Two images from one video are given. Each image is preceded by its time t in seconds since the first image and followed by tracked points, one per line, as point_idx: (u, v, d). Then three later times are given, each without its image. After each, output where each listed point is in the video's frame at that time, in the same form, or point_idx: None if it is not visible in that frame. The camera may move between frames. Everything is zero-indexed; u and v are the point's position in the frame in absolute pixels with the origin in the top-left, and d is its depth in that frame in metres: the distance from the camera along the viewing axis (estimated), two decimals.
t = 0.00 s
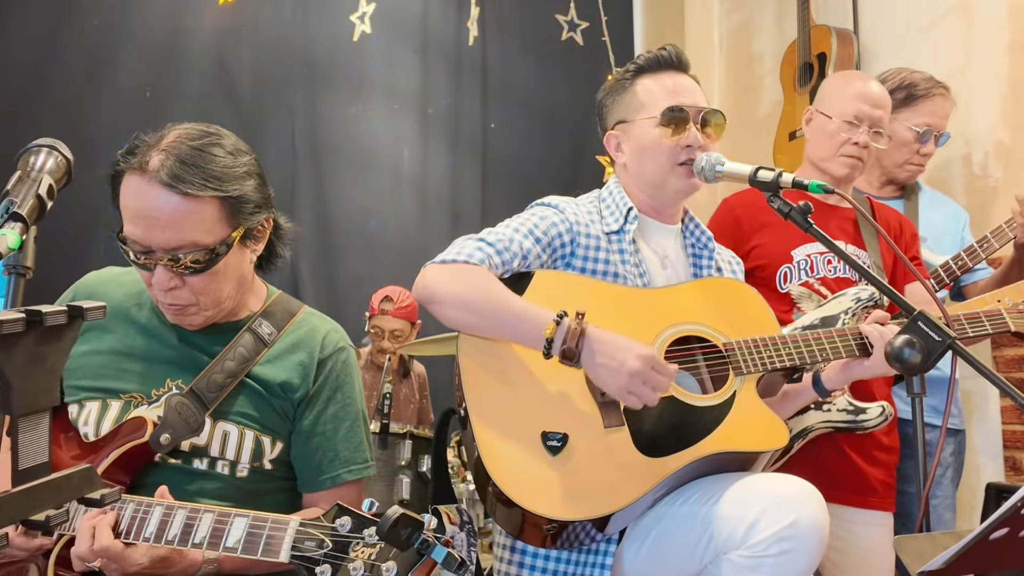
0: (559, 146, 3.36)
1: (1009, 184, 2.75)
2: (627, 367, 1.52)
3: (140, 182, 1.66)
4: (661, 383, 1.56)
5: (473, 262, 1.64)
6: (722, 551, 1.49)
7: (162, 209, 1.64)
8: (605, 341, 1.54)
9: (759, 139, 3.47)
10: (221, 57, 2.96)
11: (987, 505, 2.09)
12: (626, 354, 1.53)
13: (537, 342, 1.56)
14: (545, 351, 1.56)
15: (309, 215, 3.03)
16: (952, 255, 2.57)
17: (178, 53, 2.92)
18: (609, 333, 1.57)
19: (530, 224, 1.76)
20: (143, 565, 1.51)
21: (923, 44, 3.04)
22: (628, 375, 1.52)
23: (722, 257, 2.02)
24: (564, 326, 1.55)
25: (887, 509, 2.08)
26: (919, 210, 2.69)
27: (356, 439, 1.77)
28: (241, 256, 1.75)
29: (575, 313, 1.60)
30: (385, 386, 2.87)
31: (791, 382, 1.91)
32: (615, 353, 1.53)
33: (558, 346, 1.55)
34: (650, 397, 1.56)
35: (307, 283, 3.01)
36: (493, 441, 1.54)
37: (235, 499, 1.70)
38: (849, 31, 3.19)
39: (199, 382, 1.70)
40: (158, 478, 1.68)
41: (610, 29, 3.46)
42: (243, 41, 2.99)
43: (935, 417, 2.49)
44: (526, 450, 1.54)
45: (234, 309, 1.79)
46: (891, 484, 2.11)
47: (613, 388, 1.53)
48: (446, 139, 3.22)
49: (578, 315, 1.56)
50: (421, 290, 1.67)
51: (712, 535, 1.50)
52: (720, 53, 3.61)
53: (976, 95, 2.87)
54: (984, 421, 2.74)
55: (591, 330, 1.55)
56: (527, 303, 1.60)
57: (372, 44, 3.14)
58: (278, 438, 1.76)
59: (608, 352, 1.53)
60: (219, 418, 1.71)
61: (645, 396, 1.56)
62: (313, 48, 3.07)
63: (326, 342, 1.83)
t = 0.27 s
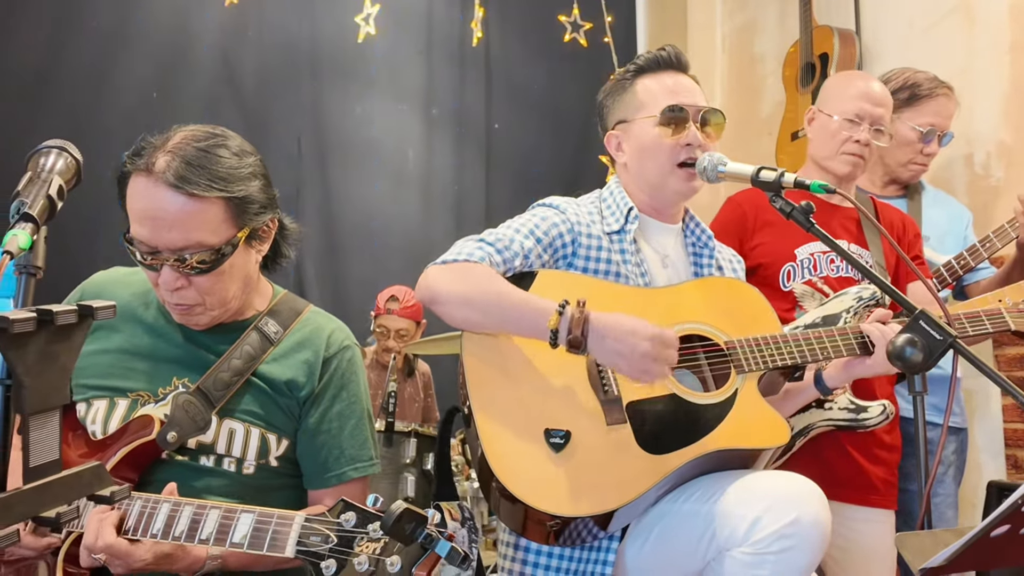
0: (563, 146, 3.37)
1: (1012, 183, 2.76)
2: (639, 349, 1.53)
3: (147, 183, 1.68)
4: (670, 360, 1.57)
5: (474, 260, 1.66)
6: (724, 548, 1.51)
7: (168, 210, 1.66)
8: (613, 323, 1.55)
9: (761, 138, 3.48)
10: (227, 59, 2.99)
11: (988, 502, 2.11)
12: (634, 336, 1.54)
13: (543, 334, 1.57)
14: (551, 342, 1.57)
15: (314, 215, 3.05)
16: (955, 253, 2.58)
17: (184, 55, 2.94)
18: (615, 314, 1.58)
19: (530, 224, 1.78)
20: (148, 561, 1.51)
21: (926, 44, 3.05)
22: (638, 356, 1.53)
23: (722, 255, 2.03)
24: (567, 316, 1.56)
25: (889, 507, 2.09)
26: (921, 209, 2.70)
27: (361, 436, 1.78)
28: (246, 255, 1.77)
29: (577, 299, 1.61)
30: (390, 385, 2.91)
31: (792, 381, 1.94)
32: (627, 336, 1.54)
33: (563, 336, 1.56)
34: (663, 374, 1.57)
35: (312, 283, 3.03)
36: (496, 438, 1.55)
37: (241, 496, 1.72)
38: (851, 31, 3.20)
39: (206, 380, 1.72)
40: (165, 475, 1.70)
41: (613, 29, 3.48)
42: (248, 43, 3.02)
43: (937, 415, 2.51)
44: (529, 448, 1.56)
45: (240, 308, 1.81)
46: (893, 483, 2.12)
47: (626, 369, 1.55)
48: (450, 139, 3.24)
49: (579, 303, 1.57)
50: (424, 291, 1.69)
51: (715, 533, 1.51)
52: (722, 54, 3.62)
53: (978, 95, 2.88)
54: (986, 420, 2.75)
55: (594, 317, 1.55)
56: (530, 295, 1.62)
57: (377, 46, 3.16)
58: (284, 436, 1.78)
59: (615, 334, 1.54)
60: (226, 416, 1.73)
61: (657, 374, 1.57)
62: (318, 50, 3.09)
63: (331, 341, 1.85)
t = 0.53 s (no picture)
0: (566, 145, 3.39)
1: (1014, 183, 2.77)
2: (629, 368, 1.55)
3: (155, 182, 1.70)
4: (663, 386, 1.59)
5: (480, 265, 1.67)
6: (731, 544, 1.52)
7: (176, 208, 1.67)
8: (609, 342, 1.59)
9: (763, 138, 3.49)
10: (234, 59, 3.00)
11: (991, 499, 2.12)
12: (628, 354, 1.57)
13: (542, 344, 1.59)
14: (550, 353, 1.59)
15: (320, 213, 3.06)
16: (958, 252, 2.60)
17: (191, 55, 2.96)
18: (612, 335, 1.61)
19: (537, 226, 1.79)
20: (156, 559, 1.51)
21: (928, 44, 3.06)
22: (629, 376, 1.55)
23: (726, 252, 2.05)
24: (568, 328, 1.58)
25: (886, 503, 2.11)
26: (925, 208, 2.71)
27: (369, 430, 1.80)
28: (253, 253, 1.78)
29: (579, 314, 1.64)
30: (396, 383, 2.90)
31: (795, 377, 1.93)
32: (619, 355, 1.57)
33: (562, 348, 1.59)
34: (652, 399, 1.58)
35: (318, 281, 3.05)
36: (502, 438, 1.56)
37: (249, 492, 1.73)
38: (854, 31, 3.21)
39: (215, 376, 1.73)
40: (174, 472, 1.72)
41: (617, 30, 3.50)
42: (256, 42, 3.03)
43: (941, 413, 2.52)
44: (535, 446, 1.57)
45: (248, 306, 1.82)
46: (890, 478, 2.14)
47: (616, 388, 1.57)
48: (455, 138, 3.25)
49: (581, 316, 1.60)
50: (429, 291, 1.70)
51: (721, 529, 1.53)
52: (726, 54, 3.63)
53: (981, 95, 2.89)
54: (989, 418, 2.76)
55: (594, 333, 1.59)
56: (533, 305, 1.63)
57: (382, 46, 3.18)
58: (292, 431, 1.79)
59: (612, 351, 1.57)
60: (234, 412, 1.74)
61: (646, 397, 1.58)
62: (324, 50, 3.10)
63: (338, 336, 1.86)
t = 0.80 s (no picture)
0: (570, 145, 3.40)
1: (1017, 183, 2.78)
2: (655, 331, 1.58)
3: (163, 181, 1.71)
4: (688, 338, 1.61)
5: (489, 254, 1.70)
6: (736, 541, 1.53)
7: (186, 207, 1.69)
8: (627, 307, 1.60)
9: (767, 138, 3.50)
10: (241, 60, 3.02)
11: (994, 498, 2.13)
12: (651, 318, 1.59)
13: (561, 321, 1.61)
14: (570, 327, 1.61)
15: (325, 213, 3.08)
16: (961, 252, 2.61)
17: (198, 55, 2.98)
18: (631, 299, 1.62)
19: (545, 220, 1.81)
20: (166, 557, 1.54)
21: (931, 45, 3.07)
22: (656, 338, 1.58)
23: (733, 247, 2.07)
24: (584, 302, 1.59)
25: (880, 499, 2.13)
26: (928, 208, 2.72)
27: (377, 428, 1.81)
28: (262, 252, 1.79)
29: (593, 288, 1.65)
30: (402, 381, 2.92)
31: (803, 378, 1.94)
32: (642, 317, 1.59)
33: (581, 322, 1.60)
34: (683, 351, 1.62)
35: (324, 280, 3.07)
36: (511, 434, 1.58)
37: (258, 489, 1.74)
38: (857, 32, 3.22)
39: (224, 375, 1.75)
40: (185, 469, 1.73)
41: (621, 30, 3.51)
42: (263, 43, 3.05)
43: (944, 412, 2.53)
44: (543, 443, 1.58)
45: (256, 304, 1.84)
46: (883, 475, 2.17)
47: (644, 347, 1.60)
48: (460, 138, 3.27)
49: (594, 290, 1.61)
50: (440, 284, 1.72)
51: (727, 526, 1.54)
52: (730, 56, 3.63)
53: (984, 95, 2.90)
54: (991, 417, 2.77)
55: (611, 303, 1.60)
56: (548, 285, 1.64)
57: (388, 46, 3.20)
58: (300, 429, 1.80)
59: (633, 315, 1.59)
60: (244, 410, 1.76)
61: (677, 352, 1.62)
62: (331, 50, 3.12)
63: (346, 334, 1.88)
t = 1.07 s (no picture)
0: (573, 146, 3.42)
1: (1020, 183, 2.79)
2: (648, 364, 1.58)
3: (172, 183, 1.73)
4: (679, 383, 1.62)
5: (500, 260, 1.71)
6: (741, 539, 1.54)
7: (194, 209, 1.70)
8: (625, 338, 1.61)
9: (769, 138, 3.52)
10: (248, 62, 3.04)
11: (996, 497, 2.14)
12: (646, 352, 1.59)
13: (561, 338, 1.62)
14: (568, 346, 1.61)
15: (330, 213, 3.10)
16: (963, 252, 2.63)
17: (205, 57, 3.00)
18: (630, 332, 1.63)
19: (553, 223, 1.81)
20: (181, 554, 1.56)
21: (933, 46, 3.09)
22: (648, 371, 1.58)
23: (738, 256, 2.09)
24: (587, 324, 1.61)
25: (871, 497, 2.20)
26: (931, 208, 2.73)
27: (383, 428, 1.83)
28: (269, 253, 1.81)
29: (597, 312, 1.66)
30: (407, 380, 2.93)
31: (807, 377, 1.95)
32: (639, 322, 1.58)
33: (581, 343, 1.61)
34: (670, 396, 1.62)
35: (329, 280, 3.09)
36: (517, 432, 1.59)
37: (266, 487, 1.75)
38: (859, 33, 3.23)
39: (232, 374, 1.76)
40: (194, 468, 1.75)
41: (624, 32, 3.53)
42: (269, 45, 3.07)
43: (946, 410, 2.55)
44: (549, 442, 1.60)
45: (264, 304, 1.85)
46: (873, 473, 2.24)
47: (633, 383, 1.60)
48: (464, 139, 3.29)
49: (599, 314, 1.62)
50: (448, 280, 1.73)
51: (732, 525, 1.55)
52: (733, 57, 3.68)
53: (987, 96, 2.91)
54: (993, 416, 2.78)
55: (613, 330, 1.62)
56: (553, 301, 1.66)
57: (393, 48, 3.21)
58: (307, 428, 1.82)
59: (630, 350, 1.60)
60: (251, 410, 1.77)
61: (663, 395, 1.62)
62: (336, 51, 3.14)
63: (352, 335, 1.89)
